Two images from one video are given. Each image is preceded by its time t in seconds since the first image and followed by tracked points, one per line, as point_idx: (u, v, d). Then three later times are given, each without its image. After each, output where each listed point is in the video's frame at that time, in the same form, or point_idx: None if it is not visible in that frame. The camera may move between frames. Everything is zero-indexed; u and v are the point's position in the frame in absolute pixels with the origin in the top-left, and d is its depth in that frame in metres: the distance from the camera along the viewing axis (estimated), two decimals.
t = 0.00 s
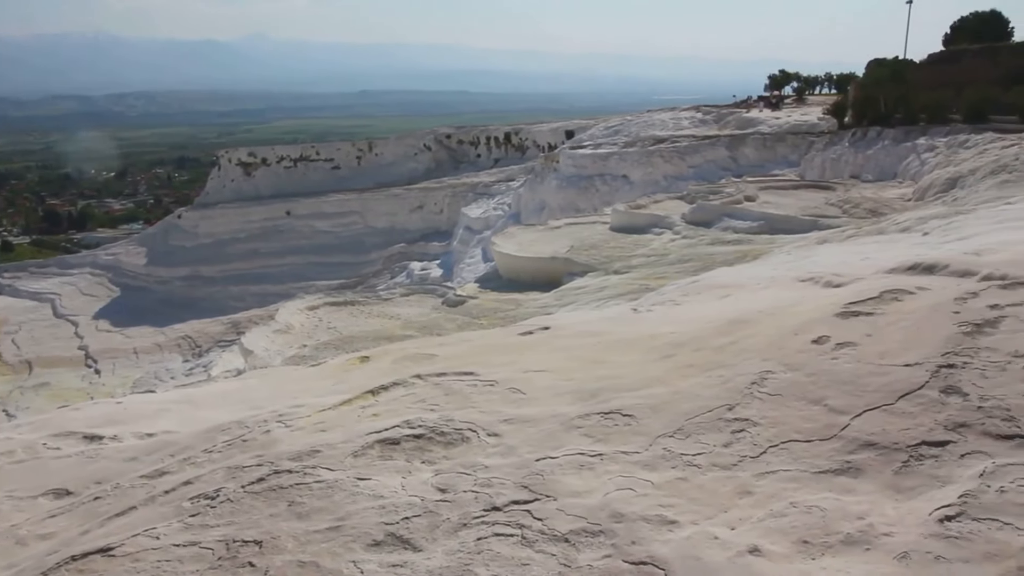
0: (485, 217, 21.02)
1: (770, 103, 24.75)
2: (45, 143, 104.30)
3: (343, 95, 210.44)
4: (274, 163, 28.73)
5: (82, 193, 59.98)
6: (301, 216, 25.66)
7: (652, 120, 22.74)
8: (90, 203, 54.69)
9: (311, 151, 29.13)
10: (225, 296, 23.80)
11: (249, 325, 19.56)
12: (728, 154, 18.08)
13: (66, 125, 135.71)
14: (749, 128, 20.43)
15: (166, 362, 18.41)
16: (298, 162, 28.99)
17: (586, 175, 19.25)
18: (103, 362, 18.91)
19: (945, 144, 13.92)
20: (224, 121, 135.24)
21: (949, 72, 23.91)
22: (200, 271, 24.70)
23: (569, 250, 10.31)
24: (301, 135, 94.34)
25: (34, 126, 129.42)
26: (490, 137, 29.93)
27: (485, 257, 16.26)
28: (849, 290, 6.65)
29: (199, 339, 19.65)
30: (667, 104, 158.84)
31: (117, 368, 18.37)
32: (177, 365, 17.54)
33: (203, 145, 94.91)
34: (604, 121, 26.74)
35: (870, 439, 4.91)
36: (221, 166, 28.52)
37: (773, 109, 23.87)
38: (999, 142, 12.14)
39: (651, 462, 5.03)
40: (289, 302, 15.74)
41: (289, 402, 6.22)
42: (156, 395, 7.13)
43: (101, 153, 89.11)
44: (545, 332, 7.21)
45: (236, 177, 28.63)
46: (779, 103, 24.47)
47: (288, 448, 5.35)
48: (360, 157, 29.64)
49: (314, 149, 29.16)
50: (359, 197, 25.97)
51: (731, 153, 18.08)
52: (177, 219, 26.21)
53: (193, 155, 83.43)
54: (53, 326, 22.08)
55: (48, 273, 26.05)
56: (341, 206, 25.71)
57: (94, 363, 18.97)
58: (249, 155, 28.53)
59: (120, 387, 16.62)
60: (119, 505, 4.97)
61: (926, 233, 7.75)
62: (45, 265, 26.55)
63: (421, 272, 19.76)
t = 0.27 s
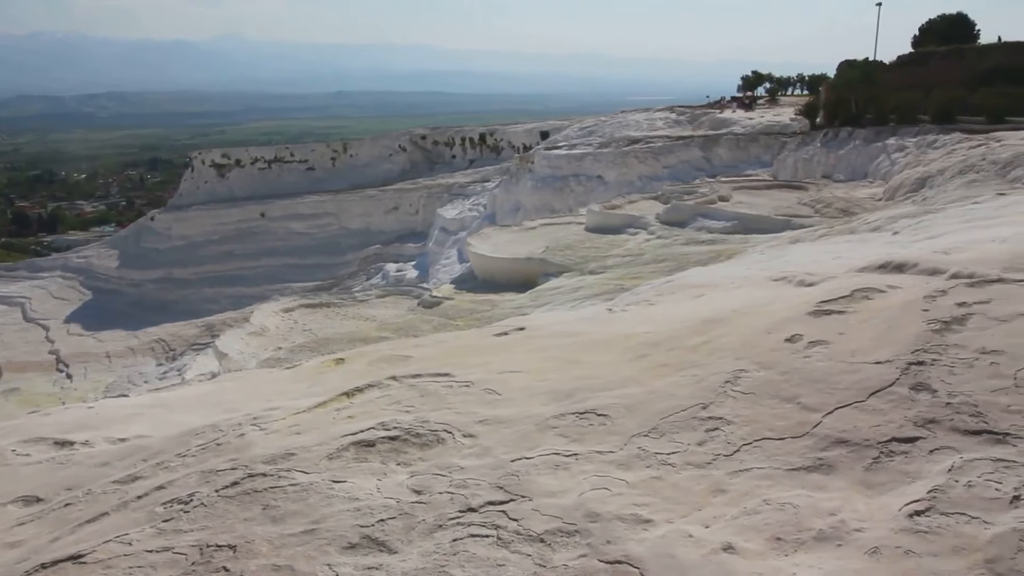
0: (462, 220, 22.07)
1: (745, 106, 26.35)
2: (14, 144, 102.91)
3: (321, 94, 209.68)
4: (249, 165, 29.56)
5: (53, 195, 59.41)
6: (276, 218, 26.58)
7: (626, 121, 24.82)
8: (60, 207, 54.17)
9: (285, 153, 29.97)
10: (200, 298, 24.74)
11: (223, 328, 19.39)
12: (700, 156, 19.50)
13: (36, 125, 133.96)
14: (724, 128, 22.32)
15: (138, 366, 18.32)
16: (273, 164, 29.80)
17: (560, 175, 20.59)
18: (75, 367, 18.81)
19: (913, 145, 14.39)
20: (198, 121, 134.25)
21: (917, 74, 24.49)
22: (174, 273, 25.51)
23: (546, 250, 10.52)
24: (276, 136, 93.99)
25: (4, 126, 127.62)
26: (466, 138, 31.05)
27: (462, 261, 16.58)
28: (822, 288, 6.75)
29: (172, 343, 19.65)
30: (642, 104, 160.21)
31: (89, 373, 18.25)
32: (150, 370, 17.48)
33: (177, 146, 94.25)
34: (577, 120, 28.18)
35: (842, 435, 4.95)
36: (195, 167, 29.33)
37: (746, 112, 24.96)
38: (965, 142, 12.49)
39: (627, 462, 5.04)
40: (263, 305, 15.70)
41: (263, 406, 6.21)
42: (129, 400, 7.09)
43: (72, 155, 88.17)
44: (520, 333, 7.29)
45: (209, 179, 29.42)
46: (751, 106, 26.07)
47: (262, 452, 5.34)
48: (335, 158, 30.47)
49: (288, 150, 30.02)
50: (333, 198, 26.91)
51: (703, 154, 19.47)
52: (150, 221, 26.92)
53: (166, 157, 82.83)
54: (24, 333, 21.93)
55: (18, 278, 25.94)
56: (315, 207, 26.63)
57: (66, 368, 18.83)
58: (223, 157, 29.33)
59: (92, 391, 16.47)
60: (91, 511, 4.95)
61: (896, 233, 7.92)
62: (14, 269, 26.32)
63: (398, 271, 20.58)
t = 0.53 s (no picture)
0: (438, 220, 22.63)
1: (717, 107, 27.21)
2: None
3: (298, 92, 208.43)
4: (221, 165, 29.50)
5: (21, 197, 58.50)
6: (248, 220, 26.95)
7: (600, 122, 25.18)
8: (29, 209, 53.44)
9: (258, 153, 29.94)
10: (172, 302, 25.21)
11: (198, 331, 19.70)
12: (676, 155, 19.80)
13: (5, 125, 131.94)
14: (697, 130, 22.38)
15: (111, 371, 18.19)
16: (246, 164, 29.81)
17: (538, 176, 20.67)
18: (46, 372, 18.64)
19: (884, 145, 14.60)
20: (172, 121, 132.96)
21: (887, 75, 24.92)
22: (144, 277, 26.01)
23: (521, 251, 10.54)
24: (250, 135, 93.34)
25: None
26: (441, 139, 31.31)
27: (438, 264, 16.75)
28: (794, 287, 6.85)
29: (145, 347, 19.56)
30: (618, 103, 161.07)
31: (61, 378, 18.09)
32: (123, 375, 17.38)
33: (149, 146, 93.30)
34: (553, 121, 28.68)
35: (813, 433, 5.01)
36: (167, 168, 29.18)
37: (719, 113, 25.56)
38: (934, 142, 12.69)
39: (601, 461, 5.07)
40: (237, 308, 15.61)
41: (237, 409, 6.19)
42: (100, 405, 7.04)
43: (42, 155, 86.94)
44: (496, 333, 7.33)
45: (181, 180, 29.33)
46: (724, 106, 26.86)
47: (235, 455, 5.33)
48: (309, 158, 30.53)
49: (262, 151, 30.00)
50: (306, 201, 27.33)
51: (678, 154, 19.78)
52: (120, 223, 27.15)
53: (138, 157, 82.01)
54: None
55: None
56: (288, 210, 27.08)
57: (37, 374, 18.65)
58: (195, 158, 29.23)
59: (63, 396, 16.32)
60: (61, 518, 4.93)
61: (867, 232, 8.06)
62: None
63: (373, 273, 21.12)
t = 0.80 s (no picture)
0: (414, 222, 23.52)
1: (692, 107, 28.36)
2: None
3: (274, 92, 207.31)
4: (193, 169, 30.89)
5: None
6: (221, 222, 27.88)
7: (574, 123, 25.86)
8: None
9: (232, 157, 31.37)
10: (145, 305, 25.97)
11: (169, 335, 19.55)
12: (648, 155, 20.53)
13: None
14: (671, 130, 23.10)
15: (82, 375, 18.01)
16: (219, 168, 31.20)
17: (511, 176, 21.48)
18: (17, 377, 18.42)
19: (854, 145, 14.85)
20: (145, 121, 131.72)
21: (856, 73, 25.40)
22: (115, 281, 26.71)
23: (495, 252, 10.58)
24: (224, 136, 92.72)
25: None
26: (414, 141, 33.05)
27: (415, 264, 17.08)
28: (767, 287, 6.93)
29: (117, 350, 19.40)
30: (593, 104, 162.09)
31: (32, 383, 17.90)
32: (94, 380, 17.23)
33: (122, 147, 92.33)
34: (528, 123, 29.12)
35: (786, 431, 5.06)
36: (140, 171, 30.41)
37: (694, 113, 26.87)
38: (904, 143, 12.90)
39: (575, 461, 5.09)
40: (210, 310, 15.53)
41: (209, 413, 6.17)
42: (70, 410, 6.97)
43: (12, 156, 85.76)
44: (470, 334, 7.37)
45: (154, 183, 30.56)
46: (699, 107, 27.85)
47: (208, 459, 5.32)
48: (282, 162, 32.06)
49: (235, 154, 31.41)
50: (280, 202, 28.36)
51: (652, 154, 20.49)
52: (92, 226, 28.11)
53: (109, 158, 81.17)
54: None
55: None
56: (262, 210, 28.00)
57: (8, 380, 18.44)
58: (168, 162, 30.58)
59: (33, 402, 16.14)
60: (30, 525, 4.90)
61: (838, 231, 8.17)
62: None
63: (350, 276, 21.98)
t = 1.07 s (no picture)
0: (388, 224, 24.07)
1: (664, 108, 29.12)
2: None
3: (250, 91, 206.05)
4: (166, 171, 31.32)
5: None
6: (193, 224, 28.30)
7: (547, 124, 26.73)
8: None
9: (205, 158, 31.95)
10: (116, 309, 26.18)
11: (141, 338, 19.43)
12: (621, 156, 21.12)
13: None
14: (645, 131, 23.82)
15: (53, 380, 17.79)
16: (192, 169, 31.70)
17: (485, 177, 21.80)
18: None
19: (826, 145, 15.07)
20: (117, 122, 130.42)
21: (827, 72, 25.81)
22: (86, 285, 26.69)
23: (470, 253, 10.61)
24: (198, 137, 91.97)
25: None
26: (387, 143, 34.46)
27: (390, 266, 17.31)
28: (739, 287, 7.01)
29: (88, 354, 19.20)
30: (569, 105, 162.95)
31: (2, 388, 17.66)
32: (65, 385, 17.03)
33: (93, 148, 91.29)
34: (503, 125, 29.58)
35: (758, 430, 5.11)
36: (110, 173, 30.51)
37: (666, 113, 27.82)
38: (874, 143, 13.09)
39: (550, 462, 5.11)
40: (183, 313, 15.40)
41: (182, 417, 6.15)
42: (39, 416, 6.90)
43: None
44: (445, 336, 7.40)
45: (125, 185, 30.74)
46: (672, 107, 28.62)
47: (181, 464, 5.30)
48: (255, 164, 32.88)
49: (209, 155, 32.02)
50: (254, 204, 28.92)
51: (625, 155, 21.07)
52: (61, 229, 27.66)
53: (79, 160, 80.22)
54: None
55: None
56: (236, 213, 28.57)
57: None
58: (140, 163, 30.86)
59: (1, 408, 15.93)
60: None
61: (810, 230, 8.27)
62: None
63: (323, 277, 22.43)
